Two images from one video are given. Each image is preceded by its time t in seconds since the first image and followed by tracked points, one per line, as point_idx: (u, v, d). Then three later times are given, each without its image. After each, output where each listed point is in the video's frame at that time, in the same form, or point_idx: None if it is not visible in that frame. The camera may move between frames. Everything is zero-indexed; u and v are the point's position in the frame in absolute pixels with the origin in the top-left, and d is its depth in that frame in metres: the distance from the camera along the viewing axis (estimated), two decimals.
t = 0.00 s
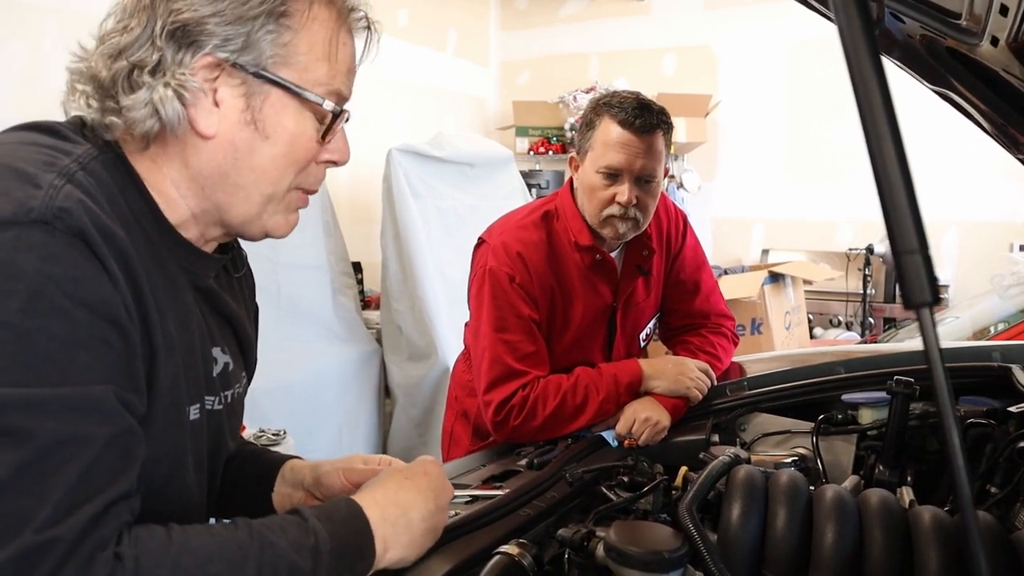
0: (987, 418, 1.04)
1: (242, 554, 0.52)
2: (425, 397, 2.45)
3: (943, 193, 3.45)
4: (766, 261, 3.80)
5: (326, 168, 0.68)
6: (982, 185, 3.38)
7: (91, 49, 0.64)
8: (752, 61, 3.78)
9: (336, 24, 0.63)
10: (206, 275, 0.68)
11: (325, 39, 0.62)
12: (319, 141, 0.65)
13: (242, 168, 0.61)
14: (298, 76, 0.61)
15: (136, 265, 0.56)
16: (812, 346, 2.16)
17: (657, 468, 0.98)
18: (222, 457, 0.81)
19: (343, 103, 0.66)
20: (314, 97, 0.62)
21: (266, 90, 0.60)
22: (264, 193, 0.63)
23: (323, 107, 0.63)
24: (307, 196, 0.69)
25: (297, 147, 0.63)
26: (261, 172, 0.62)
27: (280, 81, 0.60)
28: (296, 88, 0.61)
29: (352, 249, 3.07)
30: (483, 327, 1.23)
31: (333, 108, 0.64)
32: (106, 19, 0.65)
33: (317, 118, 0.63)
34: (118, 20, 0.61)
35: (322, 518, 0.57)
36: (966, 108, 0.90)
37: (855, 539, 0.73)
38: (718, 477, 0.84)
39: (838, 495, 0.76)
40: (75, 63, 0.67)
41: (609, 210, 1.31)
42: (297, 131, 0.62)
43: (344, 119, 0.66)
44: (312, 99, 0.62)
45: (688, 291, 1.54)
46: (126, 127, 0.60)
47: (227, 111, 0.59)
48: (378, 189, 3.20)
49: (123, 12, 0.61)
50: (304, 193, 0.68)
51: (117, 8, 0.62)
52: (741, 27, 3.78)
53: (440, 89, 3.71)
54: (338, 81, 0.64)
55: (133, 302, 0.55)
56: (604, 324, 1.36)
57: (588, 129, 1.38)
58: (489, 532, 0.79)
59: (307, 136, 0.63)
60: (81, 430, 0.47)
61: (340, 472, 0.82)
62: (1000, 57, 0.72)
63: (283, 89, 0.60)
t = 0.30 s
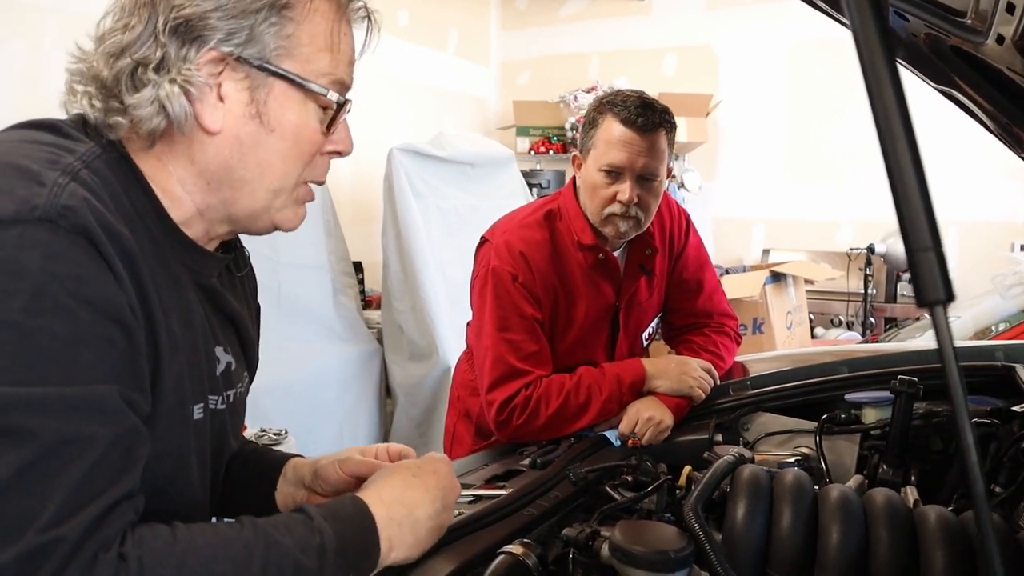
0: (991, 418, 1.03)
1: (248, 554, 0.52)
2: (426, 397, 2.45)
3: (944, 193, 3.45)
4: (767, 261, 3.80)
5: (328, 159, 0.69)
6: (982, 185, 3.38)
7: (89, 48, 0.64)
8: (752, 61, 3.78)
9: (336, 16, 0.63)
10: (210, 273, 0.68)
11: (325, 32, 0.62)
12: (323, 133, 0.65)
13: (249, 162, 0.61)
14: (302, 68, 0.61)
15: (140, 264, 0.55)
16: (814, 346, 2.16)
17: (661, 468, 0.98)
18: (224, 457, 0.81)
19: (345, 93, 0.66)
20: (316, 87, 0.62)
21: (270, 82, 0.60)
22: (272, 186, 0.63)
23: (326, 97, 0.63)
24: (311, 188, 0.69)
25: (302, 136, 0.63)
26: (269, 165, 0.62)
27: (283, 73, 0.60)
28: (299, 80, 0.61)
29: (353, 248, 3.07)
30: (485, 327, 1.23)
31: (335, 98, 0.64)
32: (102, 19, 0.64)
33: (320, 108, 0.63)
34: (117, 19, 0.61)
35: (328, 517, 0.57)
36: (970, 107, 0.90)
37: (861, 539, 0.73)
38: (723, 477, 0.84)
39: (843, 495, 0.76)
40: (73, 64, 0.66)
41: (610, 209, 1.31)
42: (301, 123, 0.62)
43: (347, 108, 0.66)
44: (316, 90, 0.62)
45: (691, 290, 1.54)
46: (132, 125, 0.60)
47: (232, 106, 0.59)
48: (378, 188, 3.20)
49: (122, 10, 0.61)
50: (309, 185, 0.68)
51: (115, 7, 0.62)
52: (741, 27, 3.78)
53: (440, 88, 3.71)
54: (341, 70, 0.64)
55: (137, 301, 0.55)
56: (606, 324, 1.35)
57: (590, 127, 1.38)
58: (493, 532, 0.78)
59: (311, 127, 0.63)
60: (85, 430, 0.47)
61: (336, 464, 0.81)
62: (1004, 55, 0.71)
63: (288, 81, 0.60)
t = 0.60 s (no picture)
0: (991, 418, 1.04)
1: (250, 554, 0.52)
2: (426, 397, 2.45)
3: (944, 193, 3.45)
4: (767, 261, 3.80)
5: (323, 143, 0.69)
6: (982, 185, 3.38)
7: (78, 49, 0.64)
8: (752, 61, 3.78)
9: None
10: (207, 271, 0.68)
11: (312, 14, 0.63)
12: (318, 116, 0.65)
13: (248, 150, 0.61)
14: (293, 54, 0.61)
15: (138, 263, 0.56)
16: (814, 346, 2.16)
17: (661, 468, 0.98)
18: (223, 457, 0.81)
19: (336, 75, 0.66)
20: (305, 69, 0.62)
21: (263, 69, 0.60)
22: (272, 173, 0.63)
23: (318, 80, 0.63)
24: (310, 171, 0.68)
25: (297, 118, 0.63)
26: (269, 151, 0.62)
27: (275, 60, 0.60)
28: (292, 65, 0.61)
29: (353, 248, 3.07)
30: (485, 328, 1.23)
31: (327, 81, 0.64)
32: (88, 20, 0.64)
33: (314, 92, 0.64)
34: (105, 17, 0.61)
35: (332, 519, 0.57)
36: (969, 107, 0.90)
37: (861, 539, 0.73)
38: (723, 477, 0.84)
39: (842, 495, 0.76)
40: (61, 67, 0.66)
41: (609, 209, 1.31)
42: (296, 107, 0.62)
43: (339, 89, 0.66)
44: (308, 74, 0.62)
45: (691, 290, 1.54)
46: (128, 122, 0.60)
47: (227, 96, 0.59)
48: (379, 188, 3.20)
49: (110, 9, 0.61)
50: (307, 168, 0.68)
51: (103, 6, 0.62)
52: (741, 27, 3.78)
53: (440, 88, 3.71)
54: (330, 54, 0.64)
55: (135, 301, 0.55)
56: (606, 324, 1.35)
57: (590, 128, 1.38)
58: (493, 532, 0.78)
59: (306, 110, 0.63)
60: (85, 430, 0.47)
61: (331, 446, 0.82)
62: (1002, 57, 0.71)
63: (281, 68, 0.61)
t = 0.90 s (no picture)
0: (988, 418, 1.03)
1: (244, 557, 0.52)
2: (425, 397, 2.45)
3: (944, 193, 3.45)
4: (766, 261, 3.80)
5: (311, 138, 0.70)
6: (981, 185, 3.38)
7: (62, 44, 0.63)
8: (752, 61, 3.78)
9: None
10: (195, 268, 0.68)
11: (301, 12, 0.63)
12: (305, 113, 0.66)
13: (240, 146, 0.61)
14: (284, 51, 0.62)
15: (121, 262, 0.55)
16: (813, 346, 2.16)
17: (658, 468, 0.98)
18: (215, 454, 0.80)
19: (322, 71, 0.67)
20: (296, 67, 0.63)
21: (255, 67, 0.60)
22: (263, 168, 0.63)
23: (307, 77, 0.64)
24: (299, 166, 0.69)
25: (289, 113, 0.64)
26: (260, 147, 0.62)
27: (267, 57, 0.61)
28: (283, 61, 0.62)
29: (352, 248, 3.07)
30: (483, 328, 1.23)
31: (315, 76, 0.65)
32: (71, 14, 0.63)
33: (302, 89, 0.65)
34: (91, 15, 0.60)
35: (324, 517, 0.57)
36: (966, 107, 0.90)
37: (856, 540, 0.73)
38: (719, 477, 0.84)
39: (838, 495, 0.76)
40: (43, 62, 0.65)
41: (596, 201, 1.31)
42: (287, 103, 0.63)
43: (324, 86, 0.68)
44: (299, 71, 0.63)
45: (688, 290, 1.54)
46: (120, 121, 0.60)
47: (220, 94, 0.60)
48: (378, 188, 3.20)
49: (96, 5, 0.60)
50: (298, 162, 0.68)
51: (87, 3, 0.61)
52: (741, 27, 3.78)
53: (440, 89, 3.71)
54: (318, 51, 0.65)
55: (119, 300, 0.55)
56: (604, 324, 1.35)
57: (585, 124, 1.40)
58: (488, 533, 0.78)
59: (295, 106, 0.64)
60: (72, 431, 0.47)
61: (316, 445, 0.83)
62: (1000, 57, 0.72)
63: (272, 65, 0.61)
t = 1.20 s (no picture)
0: (983, 418, 1.04)
1: (240, 556, 0.53)
2: (424, 398, 2.45)
3: (943, 193, 3.45)
4: (766, 261, 3.80)
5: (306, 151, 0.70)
6: (980, 185, 3.38)
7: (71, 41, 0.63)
8: (751, 61, 3.78)
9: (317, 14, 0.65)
10: (190, 268, 0.68)
11: (307, 30, 0.65)
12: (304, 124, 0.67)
13: (239, 152, 0.61)
14: (289, 62, 0.63)
15: (120, 261, 0.56)
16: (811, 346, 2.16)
17: (653, 468, 0.99)
18: (208, 453, 0.81)
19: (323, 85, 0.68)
20: (300, 79, 0.64)
21: (261, 76, 0.61)
22: (258, 176, 0.63)
23: (309, 90, 0.65)
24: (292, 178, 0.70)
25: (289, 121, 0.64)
26: (259, 156, 0.63)
27: (273, 68, 0.62)
28: (288, 73, 0.63)
29: (352, 248, 3.08)
30: (481, 328, 1.23)
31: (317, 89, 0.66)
32: (82, 15, 0.63)
33: (303, 100, 0.65)
34: (105, 15, 0.60)
35: (319, 519, 0.58)
36: (962, 107, 0.90)
37: (851, 540, 0.73)
38: (713, 477, 0.84)
39: (832, 494, 0.76)
40: (54, 61, 0.64)
41: (588, 199, 1.31)
42: (288, 114, 0.64)
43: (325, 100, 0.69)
44: (303, 84, 0.64)
45: (685, 291, 1.54)
46: (128, 119, 0.60)
47: (226, 100, 0.60)
48: (378, 188, 3.21)
49: (111, 6, 0.60)
50: (287, 176, 0.69)
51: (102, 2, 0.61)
52: (741, 27, 3.78)
53: (440, 88, 3.71)
54: (320, 66, 0.66)
55: (119, 300, 0.55)
56: (601, 324, 1.36)
57: (578, 126, 1.41)
58: (485, 532, 0.79)
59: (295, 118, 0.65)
60: (71, 428, 0.48)
61: (316, 440, 0.84)
62: (994, 57, 0.72)
63: (277, 76, 0.62)
